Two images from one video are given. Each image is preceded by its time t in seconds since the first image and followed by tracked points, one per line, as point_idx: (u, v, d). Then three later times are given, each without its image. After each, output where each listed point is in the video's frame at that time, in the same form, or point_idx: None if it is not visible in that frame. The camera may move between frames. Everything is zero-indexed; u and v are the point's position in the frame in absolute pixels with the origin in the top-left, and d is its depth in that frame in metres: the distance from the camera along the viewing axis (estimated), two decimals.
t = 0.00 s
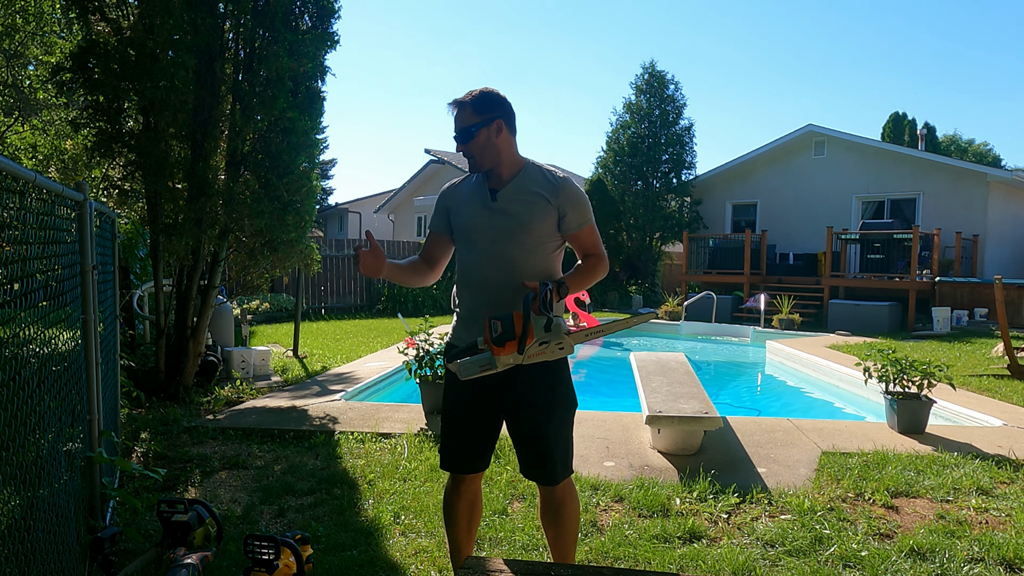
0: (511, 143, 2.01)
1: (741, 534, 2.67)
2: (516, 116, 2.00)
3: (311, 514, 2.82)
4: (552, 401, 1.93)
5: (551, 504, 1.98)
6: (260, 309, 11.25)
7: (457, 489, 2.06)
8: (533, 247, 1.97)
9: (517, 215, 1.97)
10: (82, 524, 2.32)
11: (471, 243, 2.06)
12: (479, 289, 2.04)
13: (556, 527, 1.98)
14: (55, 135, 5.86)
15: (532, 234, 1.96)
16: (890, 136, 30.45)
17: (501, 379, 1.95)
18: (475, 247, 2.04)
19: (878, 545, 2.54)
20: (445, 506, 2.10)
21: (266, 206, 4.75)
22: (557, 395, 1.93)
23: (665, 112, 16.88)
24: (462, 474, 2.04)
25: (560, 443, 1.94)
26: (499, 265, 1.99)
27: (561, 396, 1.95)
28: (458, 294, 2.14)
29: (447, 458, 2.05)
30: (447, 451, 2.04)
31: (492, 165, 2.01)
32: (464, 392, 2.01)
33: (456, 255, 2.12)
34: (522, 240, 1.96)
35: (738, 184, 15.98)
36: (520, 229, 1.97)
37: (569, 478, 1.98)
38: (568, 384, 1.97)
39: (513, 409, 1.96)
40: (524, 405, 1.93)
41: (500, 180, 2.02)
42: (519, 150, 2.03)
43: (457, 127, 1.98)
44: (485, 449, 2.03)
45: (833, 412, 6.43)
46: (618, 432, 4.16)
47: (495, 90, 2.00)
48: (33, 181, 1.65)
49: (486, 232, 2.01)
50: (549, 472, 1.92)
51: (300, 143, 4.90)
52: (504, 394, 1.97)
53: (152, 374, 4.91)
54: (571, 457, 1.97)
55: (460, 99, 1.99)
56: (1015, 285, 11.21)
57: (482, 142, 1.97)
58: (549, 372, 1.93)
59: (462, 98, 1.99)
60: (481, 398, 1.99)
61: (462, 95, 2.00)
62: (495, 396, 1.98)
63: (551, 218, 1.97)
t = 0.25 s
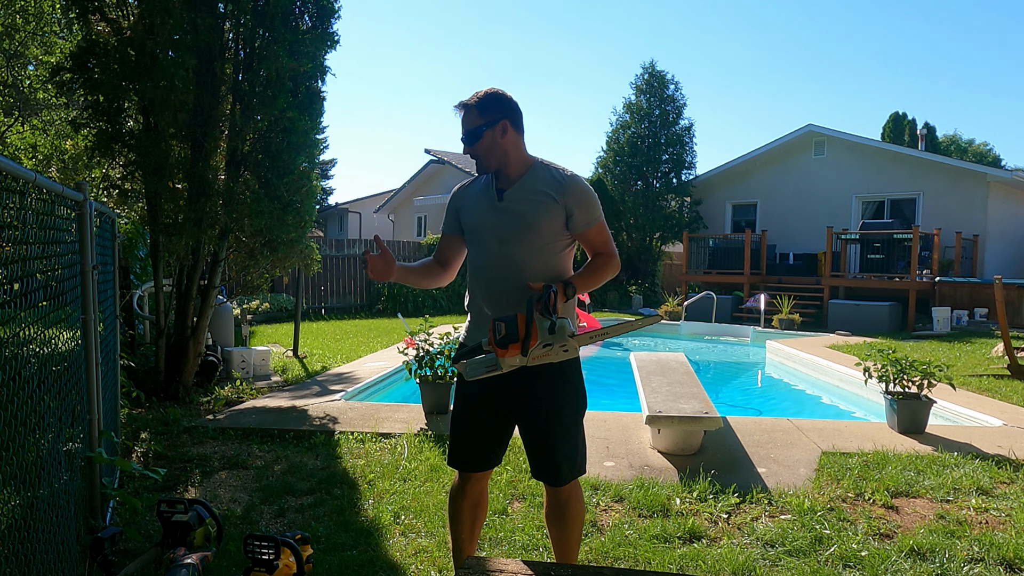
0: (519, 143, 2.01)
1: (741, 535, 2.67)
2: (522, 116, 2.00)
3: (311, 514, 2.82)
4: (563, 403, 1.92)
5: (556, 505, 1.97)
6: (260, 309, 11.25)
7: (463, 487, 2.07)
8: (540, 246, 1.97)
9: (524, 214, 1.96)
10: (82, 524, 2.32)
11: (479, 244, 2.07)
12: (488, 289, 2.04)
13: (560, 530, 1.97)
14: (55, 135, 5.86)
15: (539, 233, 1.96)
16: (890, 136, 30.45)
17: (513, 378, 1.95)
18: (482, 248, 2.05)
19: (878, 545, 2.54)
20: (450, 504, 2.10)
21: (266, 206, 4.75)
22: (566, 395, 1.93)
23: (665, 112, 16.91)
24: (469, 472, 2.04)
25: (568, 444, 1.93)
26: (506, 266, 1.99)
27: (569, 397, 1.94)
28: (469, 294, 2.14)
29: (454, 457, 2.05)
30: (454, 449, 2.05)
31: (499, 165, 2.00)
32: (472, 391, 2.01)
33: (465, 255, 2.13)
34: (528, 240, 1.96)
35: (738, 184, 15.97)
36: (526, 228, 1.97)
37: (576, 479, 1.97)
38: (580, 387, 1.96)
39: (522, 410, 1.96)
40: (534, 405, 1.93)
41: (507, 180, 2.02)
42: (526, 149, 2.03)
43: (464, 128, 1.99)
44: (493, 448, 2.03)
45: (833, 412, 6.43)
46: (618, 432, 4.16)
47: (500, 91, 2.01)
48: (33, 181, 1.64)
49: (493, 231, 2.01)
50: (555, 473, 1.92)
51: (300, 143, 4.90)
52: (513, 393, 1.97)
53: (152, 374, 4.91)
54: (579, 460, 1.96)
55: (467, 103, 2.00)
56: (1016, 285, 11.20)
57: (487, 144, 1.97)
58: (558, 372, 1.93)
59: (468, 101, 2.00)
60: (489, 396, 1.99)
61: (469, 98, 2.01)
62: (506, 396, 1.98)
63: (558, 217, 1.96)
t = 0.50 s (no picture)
0: (527, 144, 2.01)
1: (741, 535, 2.67)
2: (530, 116, 2.00)
3: (311, 514, 2.82)
4: (570, 403, 1.92)
5: (561, 505, 1.97)
6: (260, 309, 11.25)
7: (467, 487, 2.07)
8: (547, 246, 1.96)
9: (531, 214, 1.96)
10: (82, 524, 2.32)
11: (487, 244, 2.07)
12: (496, 289, 2.04)
13: (564, 530, 1.97)
14: (55, 135, 5.86)
15: (545, 233, 1.96)
16: (890, 136, 30.45)
17: (521, 378, 1.95)
18: (490, 248, 2.05)
19: (878, 545, 2.54)
20: (454, 503, 2.10)
21: (266, 206, 4.75)
22: (573, 397, 1.93)
23: (665, 112, 16.94)
24: (474, 472, 2.04)
25: (575, 445, 1.93)
26: (514, 266, 1.99)
27: (577, 398, 1.94)
28: (478, 295, 2.15)
29: (459, 456, 2.06)
30: (460, 449, 2.05)
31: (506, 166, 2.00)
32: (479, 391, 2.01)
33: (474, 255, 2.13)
34: (534, 240, 1.96)
35: (738, 184, 15.97)
36: (533, 229, 1.97)
37: (582, 480, 1.97)
38: (587, 388, 1.96)
39: (528, 410, 1.96)
40: (540, 405, 1.94)
41: (515, 180, 2.02)
42: (534, 150, 2.03)
43: (471, 130, 2.00)
44: (499, 448, 2.03)
45: (833, 412, 6.43)
46: (618, 432, 4.16)
47: (507, 92, 2.00)
48: (33, 181, 1.64)
49: (501, 232, 2.02)
50: (561, 474, 1.92)
51: (300, 143, 4.90)
52: (520, 394, 1.97)
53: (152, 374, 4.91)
54: (585, 461, 1.96)
55: (474, 105, 2.00)
56: (1016, 285, 11.21)
57: (494, 144, 1.97)
58: (566, 373, 1.93)
59: (475, 102, 2.00)
60: (496, 398, 1.99)
61: (476, 99, 2.01)
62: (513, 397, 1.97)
63: (566, 217, 1.96)
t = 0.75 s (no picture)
0: (528, 144, 2.01)
1: (741, 535, 2.67)
2: (530, 117, 2.00)
3: (311, 514, 2.82)
4: (572, 403, 1.92)
5: (563, 505, 1.97)
6: (260, 309, 11.25)
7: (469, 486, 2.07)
8: (551, 246, 1.96)
9: (533, 215, 1.96)
10: (82, 524, 2.32)
11: (491, 245, 2.07)
12: (500, 290, 2.05)
13: (566, 529, 1.97)
14: (55, 135, 5.86)
15: (548, 234, 1.95)
16: (890, 136, 30.45)
17: (523, 379, 1.95)
18: (494, 250, 2.05)
19: (878, 545, 2.54)
20: (455, 503, 2.11)
21: (266, 206, 4.75)
22: (576, 396, 1.93)
23: (665, 112, 16.94)
24: (476, 472, 2.05)
25: (577, 445, 1.93)
26: (518, 267, 1.99)
27: (579, 398, 1.94)
28: (483, 296, 2.15)
29: (461, 456, 2.06)
30: (462, 448, 2.05)
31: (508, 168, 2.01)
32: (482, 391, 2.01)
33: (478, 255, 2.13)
34: (537, 240, 1.96)
35: (738, 184, 15.97)
36: (535, 228, 1.97)
37: (584, 480, 1.97)
38: (590, 387, 1.96)
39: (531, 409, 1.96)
40: (543, 405, 1.94)
41: (517, 181, 2.02)
42: (536, 150, 2.03)
43: (472, 133, 2.00)
44: (501, 449, 2.03)
45: (832, 412, 6.43)
46: (617, 432, 4.16)
47: (507, 93, 2.01)
48: (33, 181, 1.65)
49: (504, 233, 2.02)
50: (564, 473, 1.92)
51: (300, 143, 4.91)
52: (521, 394, 1.97)
53: (152, 374, 4.91)
54: (587, 461, 1.96)
55: (474, 108, 2.00)
56: (1015, 285, 11.21)
57: (495, 146, 1.97)
58: (568, 373, 1.93)
59: (476, 105, 2.00)
60: (498, 397, 1.99)
61: (476, 102, 2.01)
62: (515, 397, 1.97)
63: (568, 216, 1.96)
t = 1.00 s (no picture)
0: (532, 145, 2.01)
1: (741, 535, 2.67)
2: (536, 117, 1.99)
3: (311, 514, 2.83)
4: (571, 403, 1.92)
5: (562, 505, 1.97)
6: (260, 309, 11.25)
7: (469, 487, 2.07)
8: (551, 248, 1.96)
9: (535, 216, 1.96)
10: (82, 524, 2.32)
11: (491, 245, 2.07)
12: (499, 290, 2.05)
13: (565, 529, 1.97)
14: (55, 135, 5.86)
15: (549, 236, 1.95)
16: (890, 136, 30.45)
17: (522, 379, 1.95)
18: (494, 249, 2.05)
19: (878, 545, 2.54)
20: (455, 503, 2.10)
21: (266, 206, 4.75)
22: (575, 397, 1.93)
23: (665, 112, 16.95)
24: (476, 473, 2.04)
25: (576, 445, 1.93)
26: (518, 268, 1.99)
27: (578, 399, 1.94)
28: (482, 296, 2.15)
29: (461, 456, 2.06)
30: (462, 449, 2.05)
31: (511, 168, 2.00)
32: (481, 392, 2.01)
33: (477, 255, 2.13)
34: (538, 242, 1.96)
35: (738, 184, 15.97)
36: (536, 230, 1.97)
37: (584, 480, 1.97)
38: (590, 388, 1.96)
39: (530, 410, 1.96)
40: (543, 406, 1.93)
41: (520, 182, 2.02)
42: (540, 151, 2.03)
43: (477, 131, 1.99)
44: (500, 449, 2.03)
45: (833, 412, 6.43)
46: (617, 432, 4.16)
47: (512, 92, 2.00)
48: (33, 181, 1.65)
49: (504, 233, 2.01)
50: (563, 474, 1.92)
51: (300, 143, 4.91)
52: (521, 395, 1.97)
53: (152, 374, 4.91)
54: (586, 461, 1.96)
55: (478, 105, 1.99)
56: (1016, 285, 11.21)
57: (499, 146, 1.96)
58: (568, 374, 1.93)
59: (480, 103, 1.99)
60: (497, 399, 1.99)
61: (480, 100, 2.00)
62: (513, 397, 1.98)
63: (570, 219, 1.96)
